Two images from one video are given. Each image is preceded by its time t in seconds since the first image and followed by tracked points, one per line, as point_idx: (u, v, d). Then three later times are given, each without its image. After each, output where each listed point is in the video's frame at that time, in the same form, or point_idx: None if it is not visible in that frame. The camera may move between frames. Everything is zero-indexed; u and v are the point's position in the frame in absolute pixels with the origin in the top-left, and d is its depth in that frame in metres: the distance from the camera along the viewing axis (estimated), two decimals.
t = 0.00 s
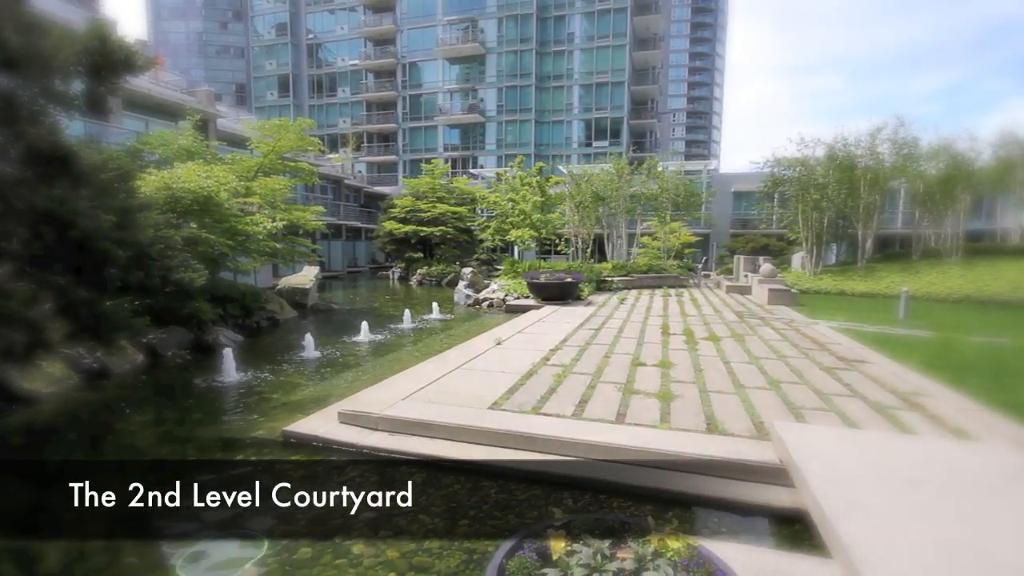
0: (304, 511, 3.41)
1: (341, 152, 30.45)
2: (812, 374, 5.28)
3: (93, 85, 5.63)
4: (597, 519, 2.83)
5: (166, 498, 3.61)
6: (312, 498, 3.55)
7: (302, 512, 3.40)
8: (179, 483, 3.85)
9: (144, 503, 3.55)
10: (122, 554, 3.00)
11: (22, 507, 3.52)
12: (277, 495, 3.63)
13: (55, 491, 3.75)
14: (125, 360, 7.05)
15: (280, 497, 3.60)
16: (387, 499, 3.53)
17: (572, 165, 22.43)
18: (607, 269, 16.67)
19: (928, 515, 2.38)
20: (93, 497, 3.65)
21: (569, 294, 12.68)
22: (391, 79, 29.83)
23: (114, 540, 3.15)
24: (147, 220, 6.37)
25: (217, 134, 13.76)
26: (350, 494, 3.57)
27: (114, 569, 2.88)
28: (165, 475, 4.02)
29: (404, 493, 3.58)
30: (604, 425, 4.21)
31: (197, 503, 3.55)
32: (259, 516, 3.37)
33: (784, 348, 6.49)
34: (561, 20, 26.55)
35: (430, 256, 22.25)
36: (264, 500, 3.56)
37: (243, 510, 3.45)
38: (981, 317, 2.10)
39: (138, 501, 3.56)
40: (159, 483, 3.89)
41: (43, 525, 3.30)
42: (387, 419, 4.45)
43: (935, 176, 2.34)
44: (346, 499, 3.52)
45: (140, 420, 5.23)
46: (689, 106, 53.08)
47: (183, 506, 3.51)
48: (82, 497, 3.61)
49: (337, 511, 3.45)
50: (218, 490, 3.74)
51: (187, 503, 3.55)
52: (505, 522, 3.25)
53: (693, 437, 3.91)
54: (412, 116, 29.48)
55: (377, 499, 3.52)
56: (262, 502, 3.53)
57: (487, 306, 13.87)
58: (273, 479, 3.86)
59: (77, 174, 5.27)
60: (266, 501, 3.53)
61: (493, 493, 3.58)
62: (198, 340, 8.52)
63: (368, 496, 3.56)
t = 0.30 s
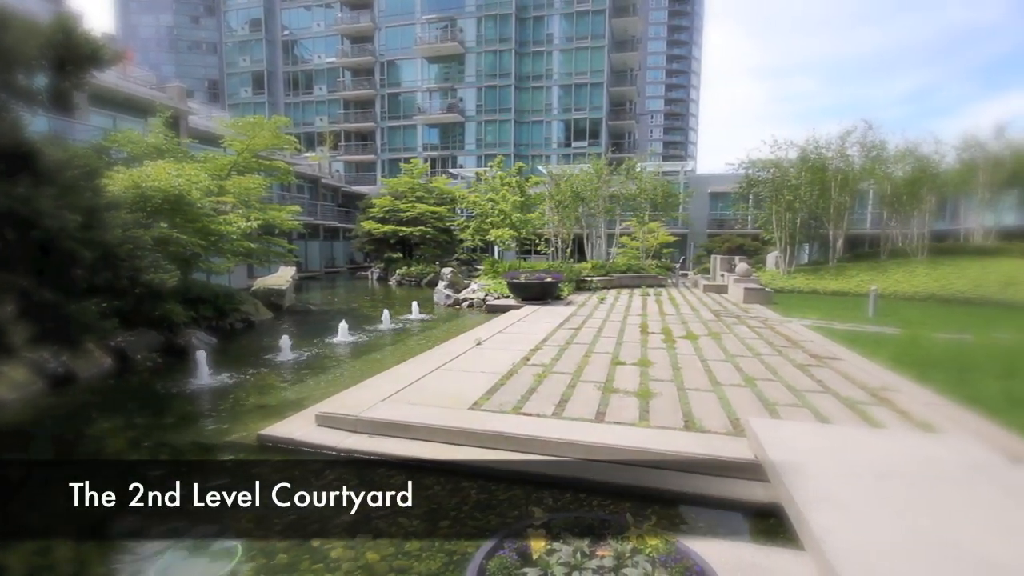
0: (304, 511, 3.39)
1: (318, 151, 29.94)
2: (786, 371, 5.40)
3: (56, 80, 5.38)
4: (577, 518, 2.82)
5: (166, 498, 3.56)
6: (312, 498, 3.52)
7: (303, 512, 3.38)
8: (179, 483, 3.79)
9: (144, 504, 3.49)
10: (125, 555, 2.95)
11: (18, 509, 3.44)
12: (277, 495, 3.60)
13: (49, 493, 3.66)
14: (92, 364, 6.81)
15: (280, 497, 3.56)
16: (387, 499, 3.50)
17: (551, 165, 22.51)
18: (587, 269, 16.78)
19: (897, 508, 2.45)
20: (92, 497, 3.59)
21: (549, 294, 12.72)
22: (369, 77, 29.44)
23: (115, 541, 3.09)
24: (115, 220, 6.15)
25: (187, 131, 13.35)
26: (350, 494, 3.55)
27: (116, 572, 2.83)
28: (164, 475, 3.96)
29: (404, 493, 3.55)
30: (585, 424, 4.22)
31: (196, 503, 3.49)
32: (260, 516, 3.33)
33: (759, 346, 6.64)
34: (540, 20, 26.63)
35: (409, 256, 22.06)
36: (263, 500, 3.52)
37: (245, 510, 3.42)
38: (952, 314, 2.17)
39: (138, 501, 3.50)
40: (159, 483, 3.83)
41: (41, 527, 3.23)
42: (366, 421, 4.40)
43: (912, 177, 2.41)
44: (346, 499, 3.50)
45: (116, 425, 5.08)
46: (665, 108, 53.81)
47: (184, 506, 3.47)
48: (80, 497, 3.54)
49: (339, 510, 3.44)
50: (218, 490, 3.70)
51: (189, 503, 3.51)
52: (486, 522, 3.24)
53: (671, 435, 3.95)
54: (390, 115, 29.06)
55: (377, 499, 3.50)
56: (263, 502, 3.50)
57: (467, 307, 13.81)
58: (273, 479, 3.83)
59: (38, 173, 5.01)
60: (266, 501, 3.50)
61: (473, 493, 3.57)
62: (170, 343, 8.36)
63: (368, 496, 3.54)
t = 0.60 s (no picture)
0: (305, 511, 3.37)
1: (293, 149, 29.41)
2: (761, 369, 5.51)
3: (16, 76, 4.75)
4: (556, 517, 2.83)
5: (166, 498, 3.52)
6: (313, 498, 3.49)
7: (306, 512, 3.36)
8: (179, 484, 3.76)
9: (145, 504, 3.44)
10: (131, 551, 2.92)
11: (15, 509, 3.37)
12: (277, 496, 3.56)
13: (45, 493, 3.58)
14: (56, 369, 6.55)
15: (280, 497, 3.54)
16: (387, 499, 3.47)
17: (529, 166, 22.58)
18: (566, 269, 16.88)
19: (873, 502, 2.49)
20: (93, 496, 3.53)
21: (528, 294, 12.74)
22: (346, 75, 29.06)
23: (120, 541, 3.06)
24: (80, 221, 5.85)
25: (156, 128, 12.97)
26: (350, 494, 3.53)
27: None
28: (164, 476, 3.91)
29: (404, 493, 3.51)
30: (565, 423, 4.24)
31: (197, 503, 3.48)
32: (263, 516, 3.32)
33: (734, 343, 6.76)
34: (518, 20, 26.70)
35: (387, 256, 21.85)
36: (264, 500, 3.50)
37: (248, 510, 3.39)
38: (938, 314, 2.20)
39: (138, 501, 3.45)
40: (160, 483, 3.79)
41: (15, 533, 3.12)
42: (343, 423, 4.34)
43: (902, 175, 2.44)
44: (346, 499, 3.47)
45: (90, 431, 4.91)
46: (640, 111, 54.51)
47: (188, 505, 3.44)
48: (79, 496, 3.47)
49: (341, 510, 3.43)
50: (219, 490, 3.68)
51: (193, 503, 3.48)
52: (466, 523, 3.23)
53: (650, 433, 3.98)
54: (366, 113, 28.70)
55: (377, 499, 3.48)
56: (263, 502, 3.48)
57: (446, 307, 13.74)
58: (273, 479, 3.80)
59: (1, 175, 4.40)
60: (267, 501, 3.48)
61: (452, 495, 3.56)
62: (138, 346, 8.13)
63: (367, 496, 3.52)
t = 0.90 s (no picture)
0: (306, 509, 3.37)
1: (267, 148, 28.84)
2: (736, 366, 5.62)
3: None
4: (537, 517, 2.82)
5: (167, 498, 3.49)
6: (312, 498, 3.47)
7: (308, 509, 3.36)
8: (179, 484, 3.73)
9: (145, 504, 3.41)
10: (100, 560, 2.80)
11: None
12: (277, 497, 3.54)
13: (7, 501, 3.42)
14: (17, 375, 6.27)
15: (280, 497, 3.52)
16: (387, 499, 3.45)
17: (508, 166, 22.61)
18: (545, 269, 16.94)
19: (846, 495, 2.54)
20: (93, 496, 3.49)
21: (507, 294, 12.75)
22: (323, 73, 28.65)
23: (87, 549, 2.94)
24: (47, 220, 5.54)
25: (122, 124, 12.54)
26: (350, 494, 3.51)
27: None
28: (152, 478, 3.83)
29: (404, 493, 3.50)
30: (545, 423, 4.25)
31: (197, 503, 3.45)
32: (267, 514, 3.32)
33: (710, 341, 6.89)
34: (496, 21, 26.71)
35: (365, 257, 21.61)
36: (264, 500, 3.48)
37: (250, 510, 3.37)
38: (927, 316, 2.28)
39: (138, 501, 3.41)
40: (160, 483, 3.76)
41: None
42: (320, 427, 4.27)
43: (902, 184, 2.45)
44: (346, 498, 3.44)
45: (64, 437, 4.76)
46: (618, 112, 54.96)
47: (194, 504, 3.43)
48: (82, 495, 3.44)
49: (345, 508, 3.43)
50: (218, 490, 3.65)
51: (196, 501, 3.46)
52: (445, 525, 3.20)
53: (627, 430, 4.04)
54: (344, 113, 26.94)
55: (376, 499, 3.45)
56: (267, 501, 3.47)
57: (425, 307, 13.65)
58: (273, 479, 3.79)
59: None
60: (266, 501, 3.46)
61: (432, 496, 3.53)
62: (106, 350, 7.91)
63: (367, 496, 3.50)
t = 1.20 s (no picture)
0: (306, 509, 3.35)
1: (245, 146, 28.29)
2: (715, 364, 5.70)
3: None
4: (520, 517, 2.81)
5: (167, 497, 3.45)
6: (312, 498, 3.43)
7: (308, 509, 3.34)
8: (179, 484, 3.68)
9: (145, 503, 3.38)
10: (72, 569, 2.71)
11: None
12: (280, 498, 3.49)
13: None
14: None
15: (280, 497, 3.49)
16: (387, 499, 3.43)
17: (491, 166, 22.57)
18: (528, 269, 16.97)
19: (824, 489, 2.58)
20: (93, 496, 3.43)
21: (490, 295, 12.73)
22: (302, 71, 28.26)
23: (58, 558, 2.84)
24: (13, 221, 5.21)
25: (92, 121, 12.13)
26: (350, 494, 3.47)
27: None
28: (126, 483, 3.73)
29: (404, 493, 3.48)
30: (528, 423, 4.26)
31: (197, 503, 3.41)
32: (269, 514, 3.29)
33: (690, 340, 6.98)
34: (478, 20, 26.62)
35: (346, 258, 21.36)
36: (264, 501, 3.46)
37: (252, 510, 3.34)
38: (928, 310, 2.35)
39: (138, 501, 3.38)
40: (161, 483, 3.73)
41: None
42: (300, 430, 4.21)
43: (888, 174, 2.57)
44: (346, 499, 3.43)
45: (41, 443, 4.60)
46: (600, 112, 55.32)
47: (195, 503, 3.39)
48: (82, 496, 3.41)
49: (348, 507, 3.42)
50: (218, 490, 3.61)
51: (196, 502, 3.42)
52: (428, 527, 3.17)
53: (608, 429, 4.07)
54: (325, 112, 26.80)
55: (376, 499, 3.43)
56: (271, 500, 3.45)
57: (407, 308, 13.56)
58: (274, 478, 3.76)
59: None
60: (267, 502, 3.43)
61: (414, 498, 3.50)
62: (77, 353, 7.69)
63: (367, 496, 3.48)
